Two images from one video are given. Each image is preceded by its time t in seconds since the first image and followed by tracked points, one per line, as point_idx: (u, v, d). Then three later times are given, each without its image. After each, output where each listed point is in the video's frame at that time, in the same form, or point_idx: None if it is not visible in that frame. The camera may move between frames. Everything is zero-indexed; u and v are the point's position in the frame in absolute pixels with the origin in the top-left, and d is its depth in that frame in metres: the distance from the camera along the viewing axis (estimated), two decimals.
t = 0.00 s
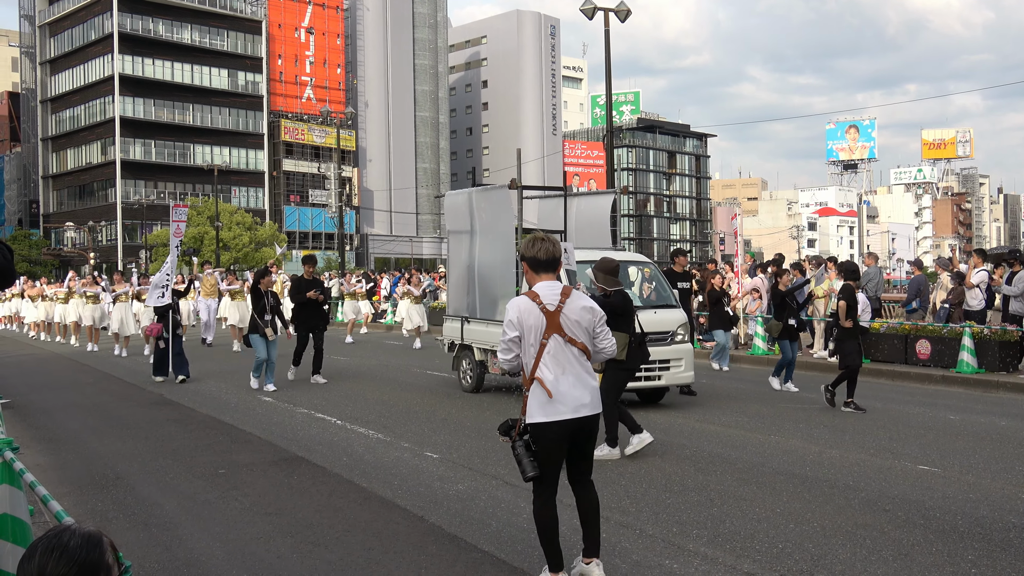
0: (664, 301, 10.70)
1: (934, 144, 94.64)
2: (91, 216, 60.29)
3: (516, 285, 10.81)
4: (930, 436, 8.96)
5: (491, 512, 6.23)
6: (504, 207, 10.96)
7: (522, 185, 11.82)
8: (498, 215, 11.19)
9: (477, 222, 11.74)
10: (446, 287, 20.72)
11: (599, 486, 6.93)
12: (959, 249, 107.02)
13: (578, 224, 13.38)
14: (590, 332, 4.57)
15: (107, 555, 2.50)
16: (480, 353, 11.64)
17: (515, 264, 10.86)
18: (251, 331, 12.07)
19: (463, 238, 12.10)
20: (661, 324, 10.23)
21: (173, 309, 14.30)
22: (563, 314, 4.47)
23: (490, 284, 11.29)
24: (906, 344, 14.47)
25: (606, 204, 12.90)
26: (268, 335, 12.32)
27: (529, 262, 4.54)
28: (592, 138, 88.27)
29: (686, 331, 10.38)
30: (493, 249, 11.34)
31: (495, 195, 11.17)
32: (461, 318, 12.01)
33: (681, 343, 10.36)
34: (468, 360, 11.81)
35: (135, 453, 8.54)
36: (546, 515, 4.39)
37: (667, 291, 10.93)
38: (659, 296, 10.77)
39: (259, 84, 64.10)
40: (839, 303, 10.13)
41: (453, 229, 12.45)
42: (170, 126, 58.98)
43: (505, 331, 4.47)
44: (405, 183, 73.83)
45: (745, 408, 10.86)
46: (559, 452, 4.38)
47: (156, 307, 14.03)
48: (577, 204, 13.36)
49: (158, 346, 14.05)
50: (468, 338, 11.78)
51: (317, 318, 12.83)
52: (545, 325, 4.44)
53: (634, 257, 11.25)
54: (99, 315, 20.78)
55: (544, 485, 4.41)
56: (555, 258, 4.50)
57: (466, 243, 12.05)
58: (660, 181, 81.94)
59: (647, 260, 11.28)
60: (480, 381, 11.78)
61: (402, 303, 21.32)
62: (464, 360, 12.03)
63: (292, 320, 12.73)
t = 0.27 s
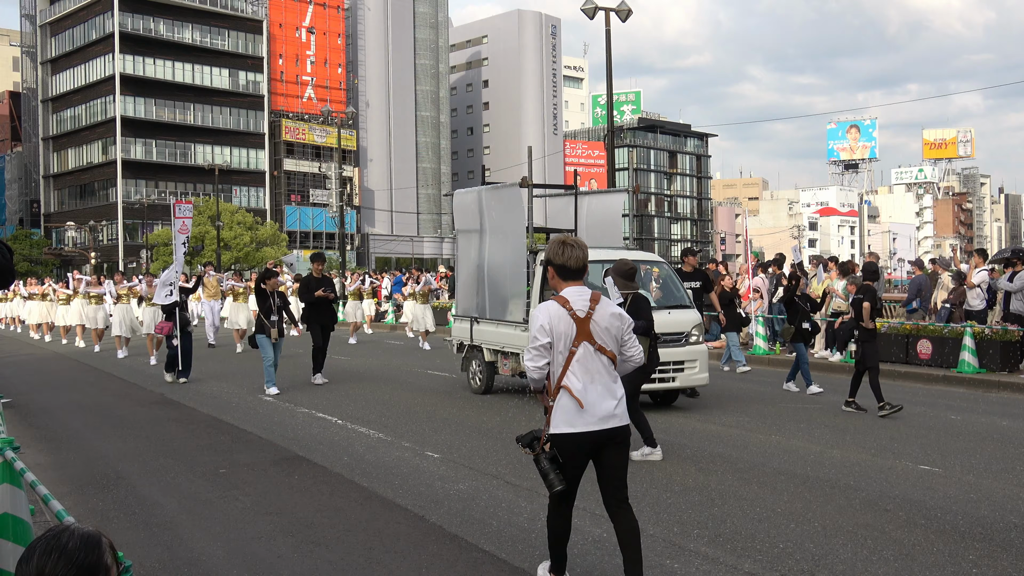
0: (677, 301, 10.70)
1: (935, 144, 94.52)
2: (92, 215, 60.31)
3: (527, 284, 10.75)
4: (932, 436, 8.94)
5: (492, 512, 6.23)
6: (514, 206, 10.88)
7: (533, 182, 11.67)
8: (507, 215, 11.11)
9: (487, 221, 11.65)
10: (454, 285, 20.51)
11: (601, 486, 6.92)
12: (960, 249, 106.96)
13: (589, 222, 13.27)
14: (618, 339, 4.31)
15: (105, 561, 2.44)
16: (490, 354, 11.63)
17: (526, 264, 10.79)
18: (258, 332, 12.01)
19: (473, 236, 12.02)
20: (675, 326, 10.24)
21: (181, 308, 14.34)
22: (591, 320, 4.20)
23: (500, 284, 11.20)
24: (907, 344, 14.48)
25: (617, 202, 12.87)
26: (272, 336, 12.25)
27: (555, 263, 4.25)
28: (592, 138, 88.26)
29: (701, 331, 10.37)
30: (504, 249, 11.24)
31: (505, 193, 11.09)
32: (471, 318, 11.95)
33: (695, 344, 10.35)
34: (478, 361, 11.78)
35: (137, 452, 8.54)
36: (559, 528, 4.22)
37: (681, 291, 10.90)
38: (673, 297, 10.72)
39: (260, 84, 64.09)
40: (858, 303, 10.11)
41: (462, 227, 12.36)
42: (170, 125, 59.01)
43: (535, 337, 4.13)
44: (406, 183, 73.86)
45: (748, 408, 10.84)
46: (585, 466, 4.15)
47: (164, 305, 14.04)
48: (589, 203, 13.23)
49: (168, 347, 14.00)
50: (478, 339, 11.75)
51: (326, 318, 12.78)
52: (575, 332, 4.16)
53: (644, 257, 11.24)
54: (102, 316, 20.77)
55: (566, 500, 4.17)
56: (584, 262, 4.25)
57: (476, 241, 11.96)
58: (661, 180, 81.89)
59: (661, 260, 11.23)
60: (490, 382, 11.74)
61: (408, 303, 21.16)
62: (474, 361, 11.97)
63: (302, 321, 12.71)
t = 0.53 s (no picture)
0: (691, 301, 10.68)
1: (936, 143, 94.46)
2: (93, 215, 60.32)
3: (538, 284, 10.75)
4: (934, 435, 8.94)
5: (493, 512, 6.24)
6: (525, 205, 10.85)
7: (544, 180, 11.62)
8: (517, 213, 11.08)
9: (497, 219, 11.62)
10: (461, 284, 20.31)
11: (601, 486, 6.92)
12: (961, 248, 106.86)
13: (601, 219, 13.23)
14: (646, 338, 4.28)
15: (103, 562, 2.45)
16: (501, 355, 11.58)
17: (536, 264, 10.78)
18: (265, 333, 12.01)
19: (483, 235, 11.98)
20: (691, 326, 10.21)
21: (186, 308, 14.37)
22: (619, 317, 4.19)
23: (510, 284, 11.15)
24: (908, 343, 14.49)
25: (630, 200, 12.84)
26: (277, 336, 12.23)
27: (584, 261, 4.29)
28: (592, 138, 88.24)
29: (716, 332, 10.37)
30: (514, 248, 11.18)
31: (515, 191, 11.06)
32: (480, 319, 11.92)
33: (710, 345, 10.35)
34: (488, 362, 11.72)
35: (138, 452, 8.55)
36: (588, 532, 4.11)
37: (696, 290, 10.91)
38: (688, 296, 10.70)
39: (260, 84, 64.07)
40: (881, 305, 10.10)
41: (472, 226, 12.31)
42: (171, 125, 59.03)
43: (562, 331, 4.12)
44: (406, 183, 73.87)
45: (751, 407, 10.83)
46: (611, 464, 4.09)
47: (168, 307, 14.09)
48: (601, 201, 13.18)
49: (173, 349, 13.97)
50: (488, 340, 11.73)
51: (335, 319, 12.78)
52: (602, 328, 4.14)
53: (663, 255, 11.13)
54: (103, 315, 20.71)
55: (594, 502, 4.10)
56: (615, 263, 4.29)
57: (486, 241, 11.93)
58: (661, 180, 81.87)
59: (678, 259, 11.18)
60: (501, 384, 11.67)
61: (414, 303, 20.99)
62: (483, 362, 11.93)
63: (311, 322, 12.72)
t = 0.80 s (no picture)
0: (706, 301, 10.66)
1: (937, 142, 94.45)
2: (93, 215, 60.37)
3: (550, 283, 10.71)
4: (936, 433, 8.93)
5: (493, 510, 6.24)
6: (538, 204, 10.80)
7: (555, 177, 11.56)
8: (529, 212, 11.01)
9: (507, 217, 11.53)
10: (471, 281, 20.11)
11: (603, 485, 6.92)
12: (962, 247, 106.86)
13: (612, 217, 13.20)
14: (664, 337, 4.20)
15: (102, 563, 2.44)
16: (511, 355, 11.51)
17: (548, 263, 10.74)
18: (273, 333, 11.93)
19: (493, 234, 11.88)
20: (706, 326, 10.16)
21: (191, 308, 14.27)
22: (642, 320, 4.09)
23: (522, 283, 11.12)
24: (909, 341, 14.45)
25: (642, 196, 12.79)
26: (284, 336, 12.22)
27: (604, 261, 4.13)
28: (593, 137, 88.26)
29: (732, 332, 10.32)
30: (525, 247, 11.14)
31: (527, 189, 10.98)
32: (491, 319, 11.85)
33: (726, 345, 10.29)
34: (499, 362, 11.64)
35: (140, 451, 8.55)
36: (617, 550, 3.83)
37: (711, 289, 10.89)
38: (703, 295, 10.69)
39: (261, 83, 64.05)
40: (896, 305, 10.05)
41: (482, 225, 12.20)
42: (171, 124, 59.03)
43: (588, 332, 3.92)
44: (407, 182, 73.91)
45: (753, 407, 10.82)
46: (637, 473, 3.93)
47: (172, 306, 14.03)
48: (614, 197, 13.12)
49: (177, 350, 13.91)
50: (499, 340, 11.65)
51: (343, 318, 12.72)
52: (626, 331, 4.01)
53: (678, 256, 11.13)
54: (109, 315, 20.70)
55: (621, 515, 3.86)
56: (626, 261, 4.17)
57: (496, 239, 11.84)
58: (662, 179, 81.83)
59: (690, 257, 11.20)
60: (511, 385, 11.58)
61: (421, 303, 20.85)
62: (494, 363, 11.84)
63: (318, 323, 12.65)
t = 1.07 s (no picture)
0: (724, 301, 9.89)
1: (937, 140, 93.78)
2: (94, 214, 59.63)
3: (563, 282, 10.01)
4: (989, 433, 8.23)
5: (494, 510, 5.57)
6: (551, 200, 10.17)
7: (569, 177, 10.91)
8: (543, 209, 10.36)
9: (519, 216, 10.87)
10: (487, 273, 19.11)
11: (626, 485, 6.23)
12: (964, 246, 106.22)
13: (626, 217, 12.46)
14: (683, 339, 3.75)
15: None
16: (523, 356, 10.69)
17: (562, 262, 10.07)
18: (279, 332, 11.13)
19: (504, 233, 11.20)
20: (724, 326, 9.44)
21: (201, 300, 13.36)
22: (661, 319, 3.63)
23: (535, 285, 10.45)
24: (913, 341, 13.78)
25: (656, 195, 12.05)
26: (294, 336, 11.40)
27: (618, 258, 3.66)
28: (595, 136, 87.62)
29: (749, 333, 9.57)
30: (539, 248, 10.51)
31: (540, 185, 10.33)
32: (500, 320, 11.09)
33: (743, 346, 9.54)
34: (510, 363, 10.83)
35: (139, 449, 7.85)
36: None
37: (729, 287, 10.13)
38: (718, 293, 9.96)
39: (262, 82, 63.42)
40: (916, 304, 9.28)
41: (491, 223, 11.53)
42: (172, 123, 58.31)
43: (608, 336, 3.45)
44: (407, 181, 73.22)
45: (780, 404, 10.08)
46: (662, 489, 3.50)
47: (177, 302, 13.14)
48: (626, 196, 12.40)
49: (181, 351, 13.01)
50: (510, 340, 10.86)
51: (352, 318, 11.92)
52: (647, 334, 3.54)
53: (689, 252, 10.45)
54: (112, 316, 19.77)
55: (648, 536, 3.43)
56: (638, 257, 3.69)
57: (507, 238, 11.16)
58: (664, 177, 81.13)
59: (708, 257, 10.56)
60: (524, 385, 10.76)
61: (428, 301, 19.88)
62: (505, 364, 11.04)
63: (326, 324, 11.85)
